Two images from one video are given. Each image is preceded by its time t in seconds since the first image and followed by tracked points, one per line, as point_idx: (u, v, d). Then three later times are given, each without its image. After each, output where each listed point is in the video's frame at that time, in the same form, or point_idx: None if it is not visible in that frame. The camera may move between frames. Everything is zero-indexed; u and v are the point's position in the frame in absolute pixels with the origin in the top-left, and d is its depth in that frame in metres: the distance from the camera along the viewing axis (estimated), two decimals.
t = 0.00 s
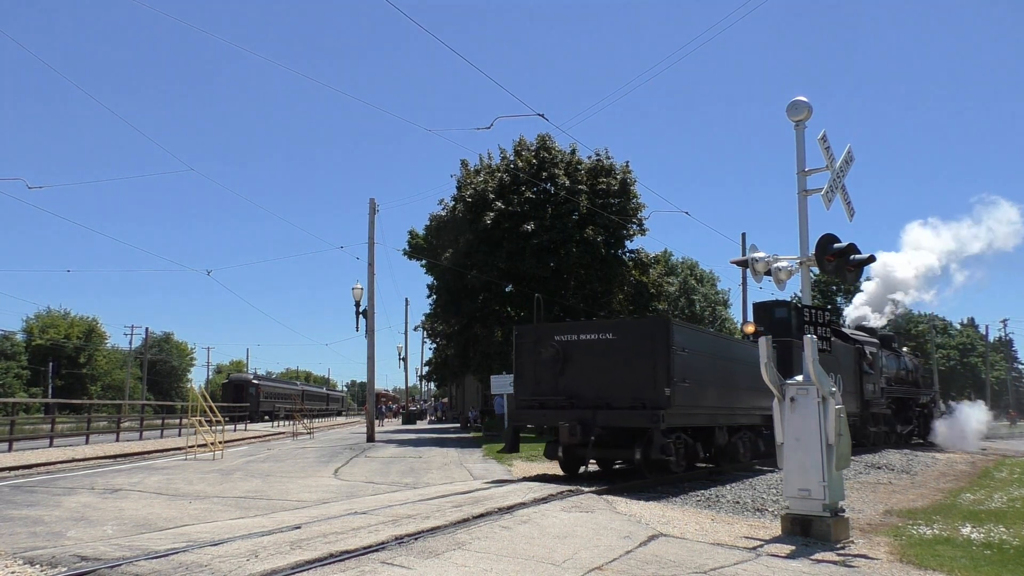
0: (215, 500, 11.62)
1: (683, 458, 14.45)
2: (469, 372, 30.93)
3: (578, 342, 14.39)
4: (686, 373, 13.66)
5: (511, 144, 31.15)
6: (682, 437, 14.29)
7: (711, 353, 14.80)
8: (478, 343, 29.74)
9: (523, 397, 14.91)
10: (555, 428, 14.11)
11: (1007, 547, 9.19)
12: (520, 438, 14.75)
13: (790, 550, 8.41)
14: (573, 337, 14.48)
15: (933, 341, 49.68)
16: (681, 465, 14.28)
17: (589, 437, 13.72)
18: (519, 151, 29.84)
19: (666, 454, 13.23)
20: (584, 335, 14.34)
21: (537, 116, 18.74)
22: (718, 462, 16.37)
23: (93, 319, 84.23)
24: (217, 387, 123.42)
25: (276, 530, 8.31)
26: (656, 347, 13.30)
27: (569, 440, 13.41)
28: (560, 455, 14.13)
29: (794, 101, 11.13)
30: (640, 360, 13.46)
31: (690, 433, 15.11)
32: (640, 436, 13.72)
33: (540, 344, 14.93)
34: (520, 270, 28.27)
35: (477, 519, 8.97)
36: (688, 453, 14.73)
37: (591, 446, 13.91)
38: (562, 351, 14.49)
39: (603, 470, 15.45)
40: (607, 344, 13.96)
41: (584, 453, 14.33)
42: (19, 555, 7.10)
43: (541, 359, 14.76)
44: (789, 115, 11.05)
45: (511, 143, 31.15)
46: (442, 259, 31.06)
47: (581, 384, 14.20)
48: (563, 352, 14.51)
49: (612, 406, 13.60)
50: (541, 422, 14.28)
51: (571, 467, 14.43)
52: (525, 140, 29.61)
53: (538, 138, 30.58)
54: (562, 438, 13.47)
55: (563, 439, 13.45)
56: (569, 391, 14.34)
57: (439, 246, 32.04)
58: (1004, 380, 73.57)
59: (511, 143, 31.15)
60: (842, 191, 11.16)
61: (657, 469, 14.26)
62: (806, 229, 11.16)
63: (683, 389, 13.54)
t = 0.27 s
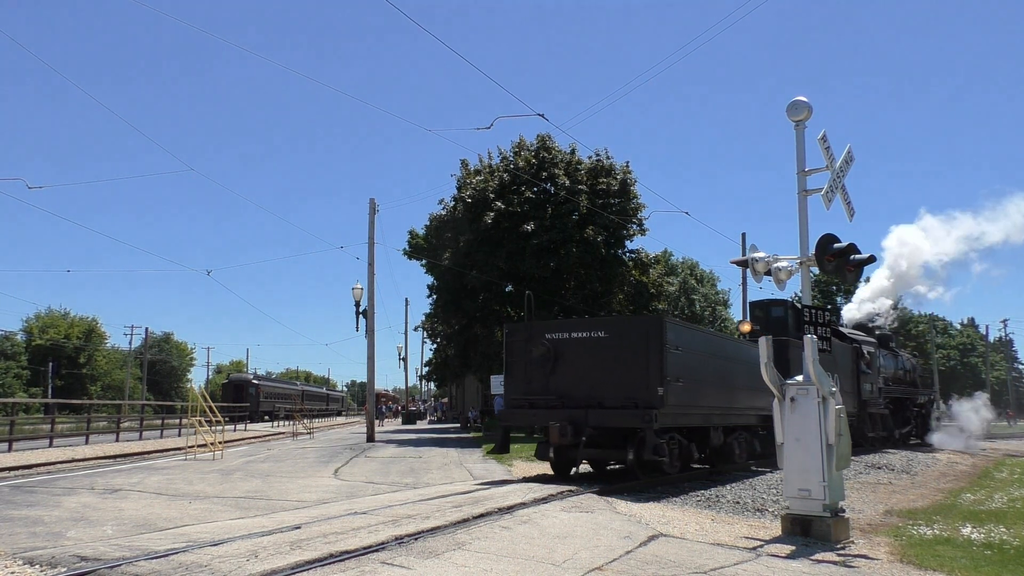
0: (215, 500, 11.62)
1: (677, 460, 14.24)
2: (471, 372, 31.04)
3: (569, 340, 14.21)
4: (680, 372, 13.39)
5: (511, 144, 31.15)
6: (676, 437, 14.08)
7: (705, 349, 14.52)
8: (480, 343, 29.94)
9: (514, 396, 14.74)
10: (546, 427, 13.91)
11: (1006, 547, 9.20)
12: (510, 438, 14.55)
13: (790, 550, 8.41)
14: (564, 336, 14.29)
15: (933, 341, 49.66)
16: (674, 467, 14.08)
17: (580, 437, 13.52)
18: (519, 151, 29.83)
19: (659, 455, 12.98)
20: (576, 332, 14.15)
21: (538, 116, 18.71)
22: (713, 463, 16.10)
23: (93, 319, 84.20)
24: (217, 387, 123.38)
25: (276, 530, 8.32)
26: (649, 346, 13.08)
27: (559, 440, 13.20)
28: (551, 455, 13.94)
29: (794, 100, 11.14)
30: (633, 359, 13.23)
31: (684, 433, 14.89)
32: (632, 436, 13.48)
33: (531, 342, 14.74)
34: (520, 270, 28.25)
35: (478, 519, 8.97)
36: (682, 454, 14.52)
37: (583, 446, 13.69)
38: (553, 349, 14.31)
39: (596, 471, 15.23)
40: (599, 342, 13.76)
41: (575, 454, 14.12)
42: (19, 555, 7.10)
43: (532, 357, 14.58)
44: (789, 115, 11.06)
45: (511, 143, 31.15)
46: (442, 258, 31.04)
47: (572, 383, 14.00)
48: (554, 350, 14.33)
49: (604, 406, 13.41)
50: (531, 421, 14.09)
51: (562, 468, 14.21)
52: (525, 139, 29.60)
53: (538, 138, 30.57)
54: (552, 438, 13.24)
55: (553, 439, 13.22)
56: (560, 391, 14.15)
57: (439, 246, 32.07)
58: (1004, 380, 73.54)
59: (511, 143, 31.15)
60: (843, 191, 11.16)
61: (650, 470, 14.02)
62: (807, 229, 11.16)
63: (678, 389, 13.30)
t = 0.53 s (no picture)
0: (216, 500, 11.62)
1: (670, 460, 14.14)
2: (472, 372, 31.10)
3: (560, 338, 13.92)
4: (673, 371, 13.24)
5: (511, 144, 31.14)
6: (669, 437, 13.98)
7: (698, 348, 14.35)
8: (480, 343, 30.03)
9: (504, 396, 14.42)
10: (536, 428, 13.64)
11: (1007, 547, 9.19)
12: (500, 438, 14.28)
13: (790, 550, 8.41)
14: (555, 334, 14.00)
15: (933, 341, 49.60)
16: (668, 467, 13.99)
17: (571, 437, 13.27)
18: (519, 151, 29.84)
19: (653, 456, 12.80)
20: (567, 330, 13.85)
21: (537, 116, 18.70)
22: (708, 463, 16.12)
23: (93, 319, 84.16)
24: (217, 387, 123.37)
25: (276, 530, 8.32)
26: (641, 344, 12.87)
27: (549, 440, 12.96)
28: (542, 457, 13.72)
29: (794, 100, 11.15)
30: (626, 358, 13.02)
31: (677, 433, 14.80)
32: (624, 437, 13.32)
33: (521, 340, 14.45)
34: (520, 270, 28.26)
35: (478, 519, 8.97)
36: (675, 454, 14.40)
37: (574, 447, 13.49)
38: (544, 347, 14.02)
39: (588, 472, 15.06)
40: (590, 340, 13.51)
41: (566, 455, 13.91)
42: (19, 555, 7.10)
43: (522, 356, 14.30)
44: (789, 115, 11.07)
45: (511, 143, 31.14)
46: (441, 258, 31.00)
47: (563, 383, 13.75)
48: (545, 349, 14.05)
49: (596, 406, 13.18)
50: (522, 421, 13.82)
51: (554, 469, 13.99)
52: (525, 140, 29.59)
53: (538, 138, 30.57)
54: (542, 438, 13.00)
55: (543, 439, 12.98)
56: (551, 390, 13.89)
57: (439, 246, 32.06)
58: (1004, 380, 73.47)
59: (511, 143, 31.14)
60: (843, 191, 11.16)
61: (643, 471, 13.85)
62: (807, 229, 11.17)
63: (671, 388, 13.16)
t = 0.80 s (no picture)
0: (216, 500, 11.62)
1: (664, 461, 13.94)
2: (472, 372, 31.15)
3: (551, 337, 13.75)
4: (666, 370, 13.09)
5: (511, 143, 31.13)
6: (663, 438, 13.82)
7: (692, 347, 14.20)
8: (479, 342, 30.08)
9: (493, 396, 14.21)
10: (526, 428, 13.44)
11: (1007, 547, 9.19)
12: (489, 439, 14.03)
13: (790, 550, 8.41)
14: (546, 332, 13.82)
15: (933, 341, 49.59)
16: (661, 469, 13.78)
17: (562, 438, 13.06)
18: (518, 151, 29.83)
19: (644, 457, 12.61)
20: (558, 329, 13.68)
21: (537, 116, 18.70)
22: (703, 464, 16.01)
23: (93, 319, 84.13)
24: (217, 387, 123.38)
25: (275, 530, 8.31)
26: (635, 342, 12.72)
27: (540, 441, 12.75)
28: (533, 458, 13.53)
29: (794, 101, 11.15)
30: (619, 357, 12.87)
31: (670, 434, 14.64)
32: (616, 437, 13.12)
33: (511, 339, 14.23)
34: (520, 270, 28.29)
35: (478, 519, 8.97)
36: (670, 455, 14.24)
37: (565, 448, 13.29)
38: (535, 346, 13.83)
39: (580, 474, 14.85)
40: (583, 339, 13.35)
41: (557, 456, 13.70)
42: (19, 555, 7.10)
43: (512, 355, 14.09)
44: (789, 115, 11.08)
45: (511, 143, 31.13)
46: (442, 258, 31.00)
47: (555, 382, 13.56)
48: (536, 348, 13.87)
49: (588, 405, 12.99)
50: (512, 421, 13.61)
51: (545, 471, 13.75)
52: (525, 140, 29.59)
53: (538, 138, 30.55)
54: (532, 439, 12.79)
55: (533, 440, 12.77)
56: (542, 390, 13.69)
57: (439, 246, 32.09)
58: (1004, 380, 73.46)
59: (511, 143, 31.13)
60: (843, 191, 11.16)
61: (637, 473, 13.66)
62: (806, 229, 11.19)
63: (664, 387, 13.00)
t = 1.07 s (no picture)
0: (216, 500, 11.62)
1: (658, 462, 13.76)
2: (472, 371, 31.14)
3: (542, 335, 13.55)
4: (659, 369, 12.89)
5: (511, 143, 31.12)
6: (656, 439, 13.64)
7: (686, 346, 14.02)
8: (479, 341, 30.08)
9: (483, 396, 13.99)
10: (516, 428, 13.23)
11: (1007, 547, 9.19)
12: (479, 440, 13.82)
13: (790, 550, 8.41)
14: (537, 330, 13.62)
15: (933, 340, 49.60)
16: (654, 470, 13.58)
17: (552, 438, 12.83)
18: (518, 151, 29.81)
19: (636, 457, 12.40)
20: (549, 327, 13.49)
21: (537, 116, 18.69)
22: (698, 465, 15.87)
23: (94, 319, 84.12)
24: (217, 387, 123.39)
25: (275, 530, 8.31)
26: (627, 340, 12.53)
27: (530, 441, 12.58)
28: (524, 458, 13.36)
29: (795, 100, 11.15)
30: (611, 355, 12.67)
31: (663, 435, 14.46)
32: (608, 437, 12.93)
33: (501, 338, 14.02)
34: (520, 269, 28.32)
35: (478, 519, 8.97)
36: (663, 456, 14.07)
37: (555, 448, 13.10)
38: (525, 344, 13.62)
39: (572, 475, 14.66)
40: (574, 337, 13.15)
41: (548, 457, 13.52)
42: (19, 555, 7.10)
43: (502, 354, 13.87)
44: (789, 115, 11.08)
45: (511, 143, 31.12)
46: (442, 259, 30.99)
47: (545, 381, 13.36)
48: (527, 346, 13.67)
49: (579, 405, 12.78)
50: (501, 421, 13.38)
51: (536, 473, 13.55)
52: (525, 140, 29.58)
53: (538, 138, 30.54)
54: (522, 439, 12.61)
55: (523, 440, 12.59)
56: (532, 389, 13.48)
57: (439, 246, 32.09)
58: (1004, 380, 73.48)
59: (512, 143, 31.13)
60: (843, 191, 11.17)
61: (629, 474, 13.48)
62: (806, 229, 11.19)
63: (657, 387, 12.82)
